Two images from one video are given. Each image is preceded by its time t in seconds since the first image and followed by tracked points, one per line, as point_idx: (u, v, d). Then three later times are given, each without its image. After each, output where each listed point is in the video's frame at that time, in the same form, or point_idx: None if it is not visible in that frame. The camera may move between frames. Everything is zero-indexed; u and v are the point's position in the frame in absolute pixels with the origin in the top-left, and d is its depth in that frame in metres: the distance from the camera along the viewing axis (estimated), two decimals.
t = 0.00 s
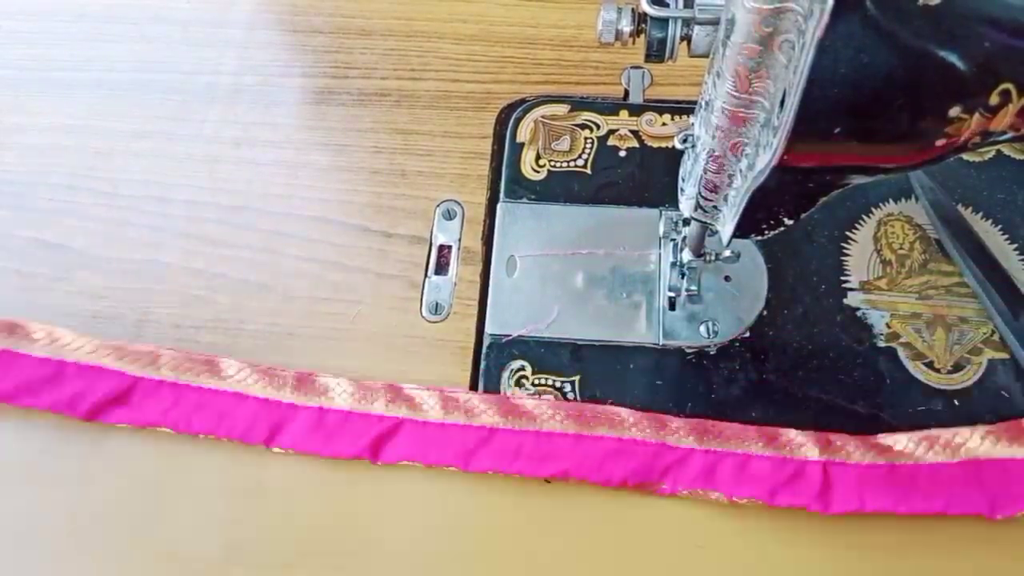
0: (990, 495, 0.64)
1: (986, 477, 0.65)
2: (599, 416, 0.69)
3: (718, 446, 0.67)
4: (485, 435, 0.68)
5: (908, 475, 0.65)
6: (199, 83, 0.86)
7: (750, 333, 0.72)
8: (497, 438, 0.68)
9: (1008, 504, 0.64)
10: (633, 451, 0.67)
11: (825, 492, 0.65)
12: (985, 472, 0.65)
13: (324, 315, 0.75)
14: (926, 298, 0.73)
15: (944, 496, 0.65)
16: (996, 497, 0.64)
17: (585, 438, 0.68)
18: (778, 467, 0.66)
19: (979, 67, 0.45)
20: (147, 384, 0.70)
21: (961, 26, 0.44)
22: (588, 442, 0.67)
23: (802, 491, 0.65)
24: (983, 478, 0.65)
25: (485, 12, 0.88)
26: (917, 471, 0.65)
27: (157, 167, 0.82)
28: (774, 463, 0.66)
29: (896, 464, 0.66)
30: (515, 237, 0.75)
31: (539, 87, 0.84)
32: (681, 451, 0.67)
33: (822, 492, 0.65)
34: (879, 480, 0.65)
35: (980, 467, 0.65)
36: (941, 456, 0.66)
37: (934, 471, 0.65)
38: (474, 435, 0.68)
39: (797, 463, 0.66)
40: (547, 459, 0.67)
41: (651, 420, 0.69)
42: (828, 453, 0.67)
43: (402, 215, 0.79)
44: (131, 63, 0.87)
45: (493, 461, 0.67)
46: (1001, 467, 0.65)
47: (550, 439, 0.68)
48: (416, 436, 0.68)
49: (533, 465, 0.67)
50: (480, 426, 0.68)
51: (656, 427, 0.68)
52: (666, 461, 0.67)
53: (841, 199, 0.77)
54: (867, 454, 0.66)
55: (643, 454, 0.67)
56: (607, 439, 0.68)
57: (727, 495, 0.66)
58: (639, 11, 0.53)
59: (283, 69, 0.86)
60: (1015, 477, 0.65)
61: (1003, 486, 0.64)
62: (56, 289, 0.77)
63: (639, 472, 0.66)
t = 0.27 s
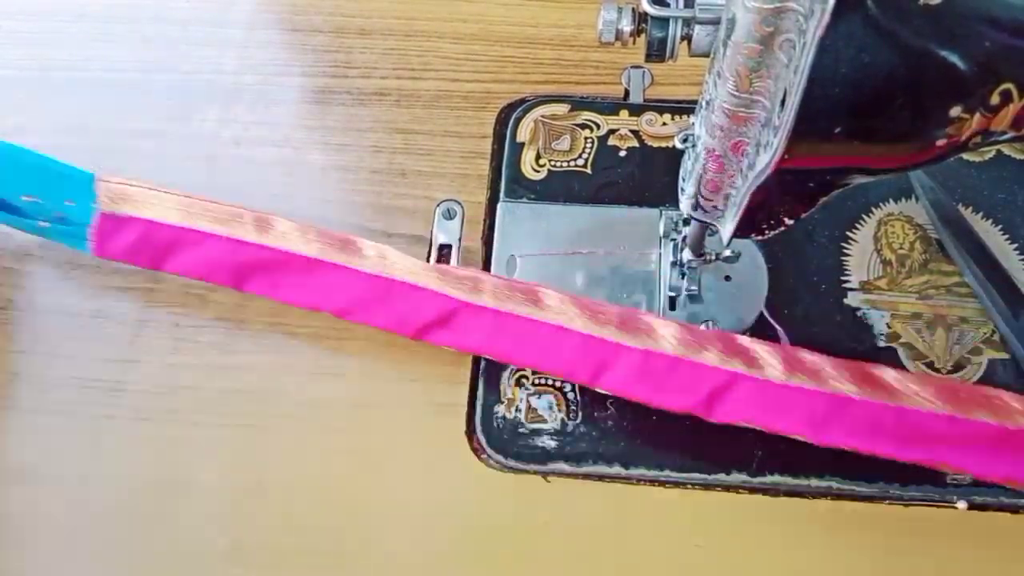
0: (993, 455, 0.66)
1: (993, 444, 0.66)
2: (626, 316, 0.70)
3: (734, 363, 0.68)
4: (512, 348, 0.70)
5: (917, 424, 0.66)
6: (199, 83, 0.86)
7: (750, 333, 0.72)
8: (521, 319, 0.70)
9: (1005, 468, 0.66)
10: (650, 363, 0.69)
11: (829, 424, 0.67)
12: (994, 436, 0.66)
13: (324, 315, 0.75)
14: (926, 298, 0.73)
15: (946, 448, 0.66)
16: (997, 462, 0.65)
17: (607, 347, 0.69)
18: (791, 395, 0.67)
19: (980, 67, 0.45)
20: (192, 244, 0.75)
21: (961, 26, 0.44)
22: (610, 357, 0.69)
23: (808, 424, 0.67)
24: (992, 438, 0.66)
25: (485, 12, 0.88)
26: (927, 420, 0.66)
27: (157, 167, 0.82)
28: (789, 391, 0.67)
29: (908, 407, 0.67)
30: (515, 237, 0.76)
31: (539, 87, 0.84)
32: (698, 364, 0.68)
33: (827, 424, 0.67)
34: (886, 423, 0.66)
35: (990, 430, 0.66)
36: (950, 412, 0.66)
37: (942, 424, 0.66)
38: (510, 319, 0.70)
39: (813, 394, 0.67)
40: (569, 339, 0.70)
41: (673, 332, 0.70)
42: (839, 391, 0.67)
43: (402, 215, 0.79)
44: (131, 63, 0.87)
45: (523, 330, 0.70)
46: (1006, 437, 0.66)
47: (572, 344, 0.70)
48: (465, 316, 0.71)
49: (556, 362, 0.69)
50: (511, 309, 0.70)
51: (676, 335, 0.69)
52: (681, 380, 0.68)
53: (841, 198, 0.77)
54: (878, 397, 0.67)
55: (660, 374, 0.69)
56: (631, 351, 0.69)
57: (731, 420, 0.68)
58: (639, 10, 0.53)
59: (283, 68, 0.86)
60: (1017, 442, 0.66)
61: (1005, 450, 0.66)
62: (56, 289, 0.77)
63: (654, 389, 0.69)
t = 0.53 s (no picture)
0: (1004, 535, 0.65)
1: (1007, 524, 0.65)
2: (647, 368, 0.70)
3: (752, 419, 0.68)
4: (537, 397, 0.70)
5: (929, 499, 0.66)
6: (199, 83, 0.86)
7: (750, 333, 0.72)
8: (546, 369, 0.71)
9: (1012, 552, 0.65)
10: (668, 418, 0.69)
11: (840, 484, 0.66)
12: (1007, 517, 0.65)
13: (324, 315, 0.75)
14: (925, 298, 0.73)
15: (945, 521, 0.65)
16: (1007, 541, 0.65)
17: (625, 403, 0.69)
18: (807, 453, 0.67)
19: (980, 68, 0.45)
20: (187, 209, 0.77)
21: (960, 26, 0.44)
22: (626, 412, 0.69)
23: (819, 483, 0.67)
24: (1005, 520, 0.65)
25: (485, 12, 0.88)
26: (940, 496, 0.66)
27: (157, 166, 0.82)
28: (804, 449, 0.67)
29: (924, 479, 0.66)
30: (515, 237, 0.76)
31: (539, 87, 0.84)
32: (715, 419, 0.69)
33: (839, 483, 0.66)
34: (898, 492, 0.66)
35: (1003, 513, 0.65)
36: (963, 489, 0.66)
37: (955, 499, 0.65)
38: (536, 376, 0.71)
39: (829, 453, 0.67)
40: (590, 394, 0.70)
41: (687, 377, 0.70)
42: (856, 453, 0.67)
43: (402, 215, 0.79)
44: (131, 64, 0.87)
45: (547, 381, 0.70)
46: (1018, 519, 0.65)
47: (591, 398, 0.70)
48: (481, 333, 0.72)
49: (575, 413, 0.70)
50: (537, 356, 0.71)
51: (693, 384, 0.70)
52: (697, 436, 0.68)
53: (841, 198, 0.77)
54: (893, 459, 0.67)
55: (677, 427, 0.69)
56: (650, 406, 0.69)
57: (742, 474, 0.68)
58: (638, 11, 0.53)
59: (283, 69, 0.86)
60: None
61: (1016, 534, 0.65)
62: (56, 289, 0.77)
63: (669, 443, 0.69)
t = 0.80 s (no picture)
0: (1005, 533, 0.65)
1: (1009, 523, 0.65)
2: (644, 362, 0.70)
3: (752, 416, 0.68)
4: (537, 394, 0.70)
5: (928, 497, 0.66)
6: (199, 82, 0.85)
7: (751, 333, 0.72)
8: (545, 368, 0.70)
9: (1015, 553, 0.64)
10: (667, 416, 0.68)
11: (838, 481, 0.66)
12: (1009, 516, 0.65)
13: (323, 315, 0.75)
14: (928, 298, 0.72)
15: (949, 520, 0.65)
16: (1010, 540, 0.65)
17: (625, 402, 0.69)
18: (806, 450, 0.67)
19: (983, 66, 0.44)
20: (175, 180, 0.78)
21: (963, 24, 0.43)
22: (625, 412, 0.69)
23: (818, 480, 0.66)
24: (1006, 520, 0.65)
25: (485, 11, 0.88)
26: (938, 494, 0.66)
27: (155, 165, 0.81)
28: (804, 446, 0.67)
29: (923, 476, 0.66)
30: (515, 237, 0.75)
31: (540, 86, 0.83)
32: (714, 417, 0.68)
33: (837, 480, 0.66)
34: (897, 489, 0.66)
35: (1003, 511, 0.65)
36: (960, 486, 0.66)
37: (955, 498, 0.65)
38: (539, 372, 0.70)
39: (829, 452, 0.67)
40: (589, 393, 0.70)
41: (687, 372, 0.70)
42: (855, 450, 0.67)
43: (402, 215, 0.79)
44: (130, 62, 0.86)
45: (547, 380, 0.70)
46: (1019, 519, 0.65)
47: (592, 396, 0.70)
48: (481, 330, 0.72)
49: (575, 410, 0.69)
50: (537, 351, 0.70)
51: (691, 379, 0.70)
52: (697, 435, 0.68)
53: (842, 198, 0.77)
54: (892, 458, 0.66)
55: (678, 425, 0.68)
56: (649, 404, 0.69)
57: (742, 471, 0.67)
58: (639, 9, 0.53)
59: (283, 68, 0.86)
60: None
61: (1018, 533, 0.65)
62: (55, 289, 0.76)
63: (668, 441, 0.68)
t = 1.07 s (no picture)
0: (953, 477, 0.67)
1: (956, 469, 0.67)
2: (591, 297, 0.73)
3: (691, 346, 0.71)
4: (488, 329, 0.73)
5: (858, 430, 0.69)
6: (199, 84, 0.86)
7: (749, 332, 0.72)
8: (497, 298, 0.73)
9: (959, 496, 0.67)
10: (608, 346, 0.71)
11: (767, 409, 0.69)
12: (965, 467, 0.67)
13: (324, 315, 0.75)
14: (925, 298, 0.73)
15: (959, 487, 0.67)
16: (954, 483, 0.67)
17: (569, 333, 0.72)
18: (738, 381, 0.70)
19: (979, 67, 0.45)
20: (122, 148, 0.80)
21: (960, 26, 0.44)
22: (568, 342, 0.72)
23: (749, 407, 0.69)
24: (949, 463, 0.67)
25: (485, 13, 0.89)
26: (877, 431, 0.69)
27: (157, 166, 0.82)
28: (737, 376, 0.70)
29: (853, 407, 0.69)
30: (516, 238, 0.76)
31: (539, 87, 0.84)
32: (654, 348, 0.71)
33: (768, 408, 0.69)
34: (823, 418, 0.69)
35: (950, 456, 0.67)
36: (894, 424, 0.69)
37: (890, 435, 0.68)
38: (492, 303, 0.73)
39: (760, 382, 0.70)
40: (535, 325, 0.72)
41: (630, 306, 0.72)
42: (786, 381, 0.70)
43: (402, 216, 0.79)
44: (132, 64, 0.87)
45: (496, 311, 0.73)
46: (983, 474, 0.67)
47: (539, 328, 0.72)
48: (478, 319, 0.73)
49: (523, 339, 0.72)
50: (492, 284, 0.74)
51: (634, 312, 0.72)
52: (638, 363, 0.71)
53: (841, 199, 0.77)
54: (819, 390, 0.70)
55: (617, 353, 0.71)
56: (593, 335, 0.72)
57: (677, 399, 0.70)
58: (638, 11, 0.53)
59: (284, 69, 0.86)
60: (982, 479, 0.67)
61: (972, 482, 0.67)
62: (57, 289, 0.77)
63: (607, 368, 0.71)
